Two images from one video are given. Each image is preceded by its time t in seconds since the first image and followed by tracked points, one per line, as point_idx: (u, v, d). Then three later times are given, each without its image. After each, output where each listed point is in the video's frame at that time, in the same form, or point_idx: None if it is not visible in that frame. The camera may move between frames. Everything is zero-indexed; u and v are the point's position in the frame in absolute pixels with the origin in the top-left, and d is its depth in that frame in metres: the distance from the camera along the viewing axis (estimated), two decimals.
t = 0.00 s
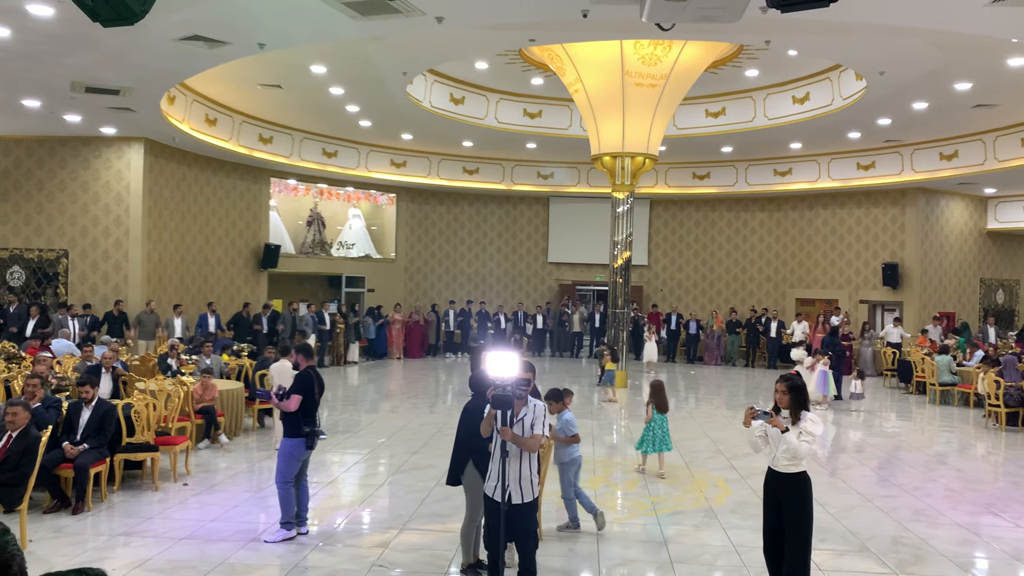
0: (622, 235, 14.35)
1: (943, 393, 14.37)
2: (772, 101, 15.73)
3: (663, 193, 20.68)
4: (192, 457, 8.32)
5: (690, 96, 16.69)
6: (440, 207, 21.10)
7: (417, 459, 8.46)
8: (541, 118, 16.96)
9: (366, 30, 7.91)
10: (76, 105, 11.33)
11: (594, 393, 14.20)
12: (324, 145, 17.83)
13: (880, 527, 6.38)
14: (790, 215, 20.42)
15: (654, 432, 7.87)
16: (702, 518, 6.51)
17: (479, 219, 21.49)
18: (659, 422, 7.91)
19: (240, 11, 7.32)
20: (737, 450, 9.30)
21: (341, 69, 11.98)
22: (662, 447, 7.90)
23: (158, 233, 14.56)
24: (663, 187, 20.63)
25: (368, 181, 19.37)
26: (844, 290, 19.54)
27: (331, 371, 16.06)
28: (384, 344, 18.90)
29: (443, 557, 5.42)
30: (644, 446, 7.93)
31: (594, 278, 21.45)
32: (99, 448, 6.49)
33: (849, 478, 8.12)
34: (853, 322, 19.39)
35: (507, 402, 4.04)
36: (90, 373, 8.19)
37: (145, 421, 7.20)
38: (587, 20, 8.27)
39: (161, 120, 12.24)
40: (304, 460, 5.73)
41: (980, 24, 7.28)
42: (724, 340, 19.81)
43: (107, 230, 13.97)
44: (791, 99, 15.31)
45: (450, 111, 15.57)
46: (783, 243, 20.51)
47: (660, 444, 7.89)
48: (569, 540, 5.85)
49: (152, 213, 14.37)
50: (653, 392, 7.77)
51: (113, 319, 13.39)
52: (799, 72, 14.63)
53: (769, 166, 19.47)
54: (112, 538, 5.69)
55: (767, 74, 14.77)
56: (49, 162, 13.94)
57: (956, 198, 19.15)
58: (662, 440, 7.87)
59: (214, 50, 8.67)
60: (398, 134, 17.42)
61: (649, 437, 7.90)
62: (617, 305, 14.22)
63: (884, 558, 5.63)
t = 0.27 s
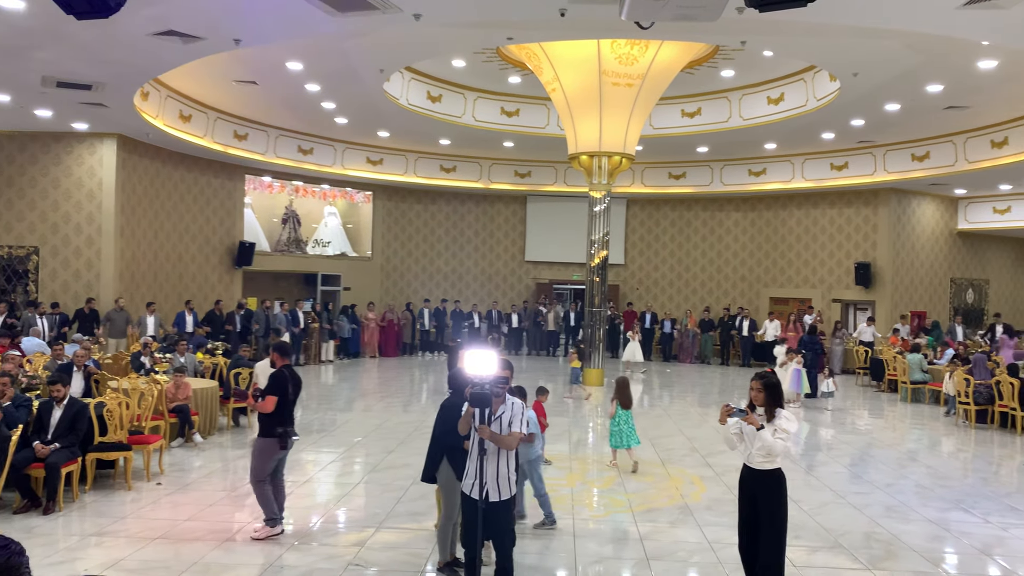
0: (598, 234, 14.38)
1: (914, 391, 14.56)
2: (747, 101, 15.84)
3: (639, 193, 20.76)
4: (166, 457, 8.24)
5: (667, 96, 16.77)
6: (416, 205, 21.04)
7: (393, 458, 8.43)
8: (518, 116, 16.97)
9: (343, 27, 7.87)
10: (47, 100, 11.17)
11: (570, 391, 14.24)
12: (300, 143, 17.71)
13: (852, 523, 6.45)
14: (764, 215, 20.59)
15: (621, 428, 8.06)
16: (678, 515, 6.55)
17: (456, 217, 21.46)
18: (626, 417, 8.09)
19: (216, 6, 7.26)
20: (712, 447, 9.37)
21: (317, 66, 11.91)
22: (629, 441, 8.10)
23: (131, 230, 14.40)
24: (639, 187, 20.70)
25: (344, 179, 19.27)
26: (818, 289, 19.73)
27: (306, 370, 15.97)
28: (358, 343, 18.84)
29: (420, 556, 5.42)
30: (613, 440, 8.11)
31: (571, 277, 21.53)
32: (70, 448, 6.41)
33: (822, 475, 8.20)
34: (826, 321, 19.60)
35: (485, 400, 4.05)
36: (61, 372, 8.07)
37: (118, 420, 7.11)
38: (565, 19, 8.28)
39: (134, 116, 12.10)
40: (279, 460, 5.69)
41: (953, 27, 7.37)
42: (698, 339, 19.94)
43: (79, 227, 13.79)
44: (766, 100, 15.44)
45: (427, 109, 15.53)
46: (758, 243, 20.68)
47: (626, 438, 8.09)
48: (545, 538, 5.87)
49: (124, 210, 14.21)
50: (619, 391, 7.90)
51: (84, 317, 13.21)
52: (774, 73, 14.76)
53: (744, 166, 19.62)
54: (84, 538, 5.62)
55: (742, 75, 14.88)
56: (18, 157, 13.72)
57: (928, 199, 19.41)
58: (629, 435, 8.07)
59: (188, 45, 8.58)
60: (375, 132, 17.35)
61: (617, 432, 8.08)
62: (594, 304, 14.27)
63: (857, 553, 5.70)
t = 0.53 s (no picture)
0: (577, 232, 14.40)
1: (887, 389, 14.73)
2: (724, 101, 15.95)
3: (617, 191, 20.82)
4: (140, 456, 8.17)
5: (645, 96, 16.83)
6: (394, 202, 20.98)
7: (370, 456, 8.41)
8: (497, 114, 16.97)
9: (320, 23, 7.83)
10: (19, 94, 11.02)
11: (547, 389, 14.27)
12: (277, 139, 17.60)
13: (827, 520, 6.52)
14: (741, 214, 20.74)
15: (588, 421, 8.33)
16: (654, 512, 6.60)
17: (435, 215, 21.42)
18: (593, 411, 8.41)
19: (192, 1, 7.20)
20: (689, 445, 9.43)
21: (294, 62, 11.84)
22: (596, 435, 8.35)
23: (104, 226, 14.25)
24: (617, 185, 20.76)
25: (322, 176, 19.17)
26: (793, 288, 19.91)
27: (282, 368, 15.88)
28: (333, 341, 18.77)
29: (397, 554, 5.42)
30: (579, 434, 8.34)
31: (549, 275, 21.58)
32: (42, 447, 6.33)
33: (797, 472, 8.28)
34: (801, 319, 19.78)
35: (463, 398, 4.05)
36: (33, 370, 7.96)
37: (91, 419, 7.01)
38: (544, 17, 8.30)
39: (109, 111, 11.97)
40: (257, 459, 5.67)
41: (926, 29, 7.46)
42: (674, 337, 20.05)
43: (51, 223, 13.62)
44: (743, 100, 15.55)
45: (405, 106, 15.49)
46: (734, 241, 20.82)
47: (592, 432, 8.36)
48: (522, 535, 5.89)
49: (98, 206, 14.06)
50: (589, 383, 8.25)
51: (55, 315, 13.04)
52: (750, 73, 14.86)
53: (721, 166, 19.74)
54: (56, 538, 5.56)
55: (719, 75, 14.97)
56: None
57: (901, 199, 19.63)
58: (596, 429, 8.34)
59: (164, 40, 8.50)
60: (353, 129, 17.27)
61: (584, 426, 8.34)
62: (571, 302, 14.30)
63: (831, 549, 5.76)
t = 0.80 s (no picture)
0: (562, 231, 14.38)
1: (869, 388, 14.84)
2: (708, 101, 15.99)
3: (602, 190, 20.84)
4: (121, 454, 8.10)
5: (630, 95, 16.85)
6: (379, 200, 20.90)
7: (353, 455, 8.37)
8: (482, 112, 16.94)
9: (304, 19, 7.78)
10: None
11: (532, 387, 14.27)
12: (261, 136, 17.49)
13: (809, 518, 6.55)
14: (725, 214, 20.82)
15: (568, 419, 8.49)
16: (638, 511, 6.61)
17: (420, 213, 21.36)
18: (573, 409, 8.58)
19: None
20: (673, 444, 9.44)
21: (278, 58, 11.77)
22: (573, 433, 8.55)
23: (85, 223, 14.13)
24: (602, 184, 20.78)
25: (306, 173, 19.08)
26: (776, 287, 20.01)
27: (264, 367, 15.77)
28: (316, 339, 18.71)
29: (380, 553, 5.40)
30: (557, 431, 8.47)
31: (534, 273, 21.58)
32: (21, 445, 6.26)
33: (780, 470, 8.32)
34: (784, 318, 19.89)
35: (447, 396, 4.03)
36: (12, 369, 7.86)
37: (71, 417, 6.93)
38: (529, 14, 8.27)
39: (90, 106, 11.86)
40: (243, 460, 5.63)
41: (909, 29, 7.49)
42: (658, 336, 20.12)
43: (31, 219, 13.48)
44: (727, 99, 15.60)
45: (390, 103, 15.43)
46: (718, 240, 20.89)
47: (570, 430, 8.55)
48: (505, 534, 5.88)
49: (79, 203, 13.94)
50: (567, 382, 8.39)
51: (34, 312, 12.91)
52: (735, 73, 14.91)
53: (706, 165, 19.81)
54: (35, 538, 5.49)
55: (704, 74, 15.01)
56: None
57: (884, 199, 19.77)
58: (574, 427, 8.53)
59: (146, 35, 8.42)
60: (337, 126, 17.19)
61: (563, 424, 8.48)
62: (556, 301, 14.29)
63: (813, 548, 5.79)
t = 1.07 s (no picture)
0: (549, 231, 14.39)
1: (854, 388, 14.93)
2: (696, 102, 16.05)
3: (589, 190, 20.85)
4: (105, 454, 8.05)
5: (618, 95, 16.88)
6: (366, 199, 20.85)
7: (339, 455, 8.35)
8: (470, 112, 16.94)
9: (291, 17, 7.75)
10: None
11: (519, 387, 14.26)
12: (248, 135, 17.42)
13: (794, 518, 6.58)
14: (712, 214, 20.89)
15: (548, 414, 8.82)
16: (624, 510, 6.62)
17: (407, 212, 21.33)
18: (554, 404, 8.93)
19: None
20: (659, 443, 9.46)
21: (265, 57, 11.73)
22: (555, 427, 8.85)
23: (70, 221, 14.03)
24: (590, 185, 20.79)
25: (293, 172, 19.02)
26: (762, 288, 20.10)
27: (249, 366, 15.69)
28: (302, 339, 18.61)
29: (366, 553, 5.39)
30: (540, 425, 8.80)
31: (522, 273, 21.60)
32: (4, 445, 6.22)
33: (765, 470, 8.36)
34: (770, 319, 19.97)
35: (432, 396, 4.03)
36: None
37: (55, 417, 6.88)
38: (517, 14, 8.28)
39: (74, 104, 11.78)
40: (228, 461, 5.60)
41: (895, 32, 7.54)
42: (644, 336, 20.16)
43: (16, 217, 13.38)
44: (714, 101, 15.66)
45: (378, 102, 15.40)
46: (705, 241, 20.96)
47: (552, 424, 8.85)
48: (491, 534, 5.87)
49: (64, 201, 13.84)
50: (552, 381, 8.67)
51: (15, 310, 12.74)
52: (722, 74, 14.97)
53: (693, 166, 19.88)
54: (18, 538, 5.46)
55: (691, 76, 15.06)
56: None
57: (869, 200, 19.89)
58: (555, 422, 8.84)
59: (132, 33, 8.37)
60: (324, 124, 17.14)
61: (545, 418, 8.81)
62: (543, 301, 14.29)
63: (798, 547, 5.81)
